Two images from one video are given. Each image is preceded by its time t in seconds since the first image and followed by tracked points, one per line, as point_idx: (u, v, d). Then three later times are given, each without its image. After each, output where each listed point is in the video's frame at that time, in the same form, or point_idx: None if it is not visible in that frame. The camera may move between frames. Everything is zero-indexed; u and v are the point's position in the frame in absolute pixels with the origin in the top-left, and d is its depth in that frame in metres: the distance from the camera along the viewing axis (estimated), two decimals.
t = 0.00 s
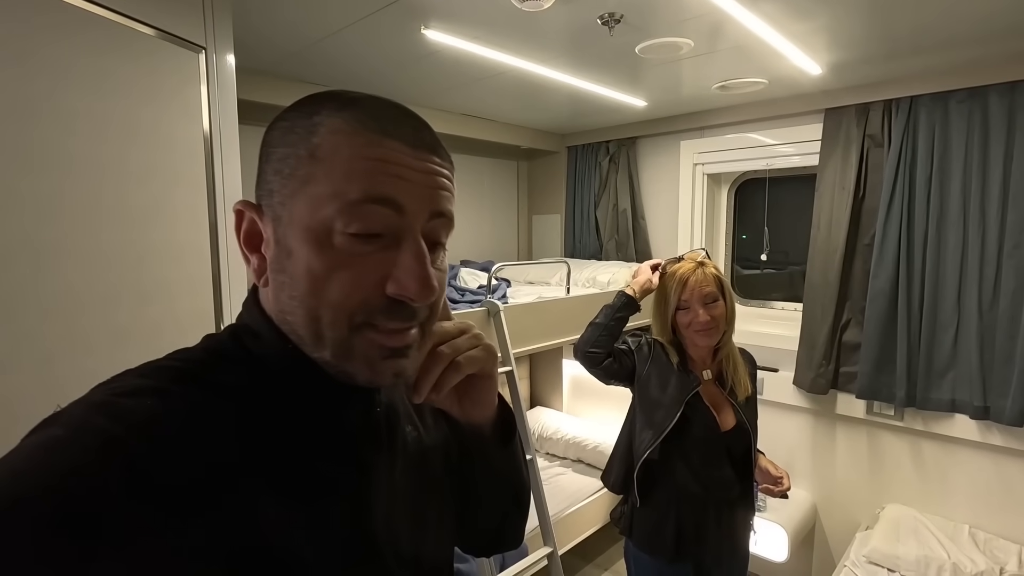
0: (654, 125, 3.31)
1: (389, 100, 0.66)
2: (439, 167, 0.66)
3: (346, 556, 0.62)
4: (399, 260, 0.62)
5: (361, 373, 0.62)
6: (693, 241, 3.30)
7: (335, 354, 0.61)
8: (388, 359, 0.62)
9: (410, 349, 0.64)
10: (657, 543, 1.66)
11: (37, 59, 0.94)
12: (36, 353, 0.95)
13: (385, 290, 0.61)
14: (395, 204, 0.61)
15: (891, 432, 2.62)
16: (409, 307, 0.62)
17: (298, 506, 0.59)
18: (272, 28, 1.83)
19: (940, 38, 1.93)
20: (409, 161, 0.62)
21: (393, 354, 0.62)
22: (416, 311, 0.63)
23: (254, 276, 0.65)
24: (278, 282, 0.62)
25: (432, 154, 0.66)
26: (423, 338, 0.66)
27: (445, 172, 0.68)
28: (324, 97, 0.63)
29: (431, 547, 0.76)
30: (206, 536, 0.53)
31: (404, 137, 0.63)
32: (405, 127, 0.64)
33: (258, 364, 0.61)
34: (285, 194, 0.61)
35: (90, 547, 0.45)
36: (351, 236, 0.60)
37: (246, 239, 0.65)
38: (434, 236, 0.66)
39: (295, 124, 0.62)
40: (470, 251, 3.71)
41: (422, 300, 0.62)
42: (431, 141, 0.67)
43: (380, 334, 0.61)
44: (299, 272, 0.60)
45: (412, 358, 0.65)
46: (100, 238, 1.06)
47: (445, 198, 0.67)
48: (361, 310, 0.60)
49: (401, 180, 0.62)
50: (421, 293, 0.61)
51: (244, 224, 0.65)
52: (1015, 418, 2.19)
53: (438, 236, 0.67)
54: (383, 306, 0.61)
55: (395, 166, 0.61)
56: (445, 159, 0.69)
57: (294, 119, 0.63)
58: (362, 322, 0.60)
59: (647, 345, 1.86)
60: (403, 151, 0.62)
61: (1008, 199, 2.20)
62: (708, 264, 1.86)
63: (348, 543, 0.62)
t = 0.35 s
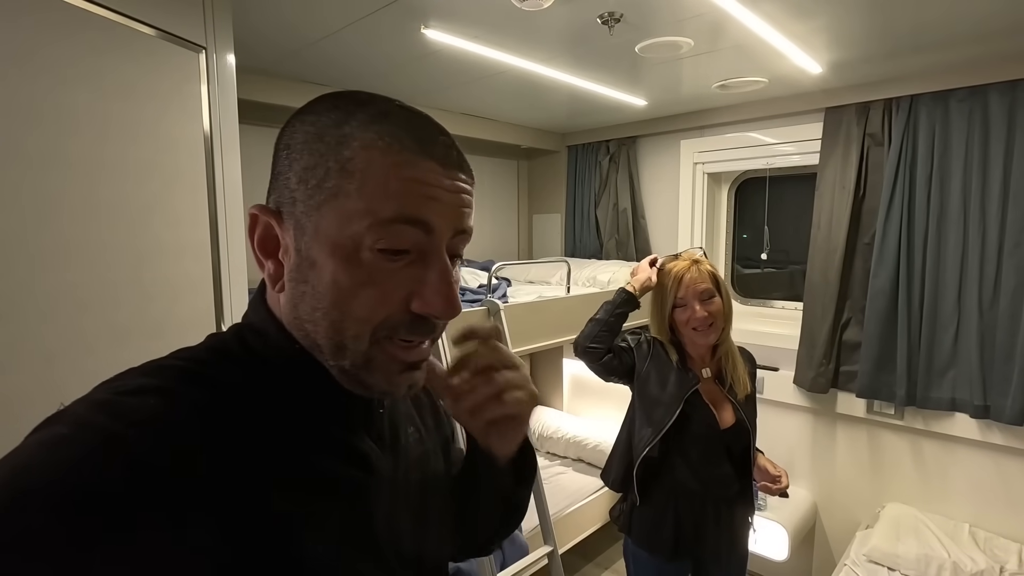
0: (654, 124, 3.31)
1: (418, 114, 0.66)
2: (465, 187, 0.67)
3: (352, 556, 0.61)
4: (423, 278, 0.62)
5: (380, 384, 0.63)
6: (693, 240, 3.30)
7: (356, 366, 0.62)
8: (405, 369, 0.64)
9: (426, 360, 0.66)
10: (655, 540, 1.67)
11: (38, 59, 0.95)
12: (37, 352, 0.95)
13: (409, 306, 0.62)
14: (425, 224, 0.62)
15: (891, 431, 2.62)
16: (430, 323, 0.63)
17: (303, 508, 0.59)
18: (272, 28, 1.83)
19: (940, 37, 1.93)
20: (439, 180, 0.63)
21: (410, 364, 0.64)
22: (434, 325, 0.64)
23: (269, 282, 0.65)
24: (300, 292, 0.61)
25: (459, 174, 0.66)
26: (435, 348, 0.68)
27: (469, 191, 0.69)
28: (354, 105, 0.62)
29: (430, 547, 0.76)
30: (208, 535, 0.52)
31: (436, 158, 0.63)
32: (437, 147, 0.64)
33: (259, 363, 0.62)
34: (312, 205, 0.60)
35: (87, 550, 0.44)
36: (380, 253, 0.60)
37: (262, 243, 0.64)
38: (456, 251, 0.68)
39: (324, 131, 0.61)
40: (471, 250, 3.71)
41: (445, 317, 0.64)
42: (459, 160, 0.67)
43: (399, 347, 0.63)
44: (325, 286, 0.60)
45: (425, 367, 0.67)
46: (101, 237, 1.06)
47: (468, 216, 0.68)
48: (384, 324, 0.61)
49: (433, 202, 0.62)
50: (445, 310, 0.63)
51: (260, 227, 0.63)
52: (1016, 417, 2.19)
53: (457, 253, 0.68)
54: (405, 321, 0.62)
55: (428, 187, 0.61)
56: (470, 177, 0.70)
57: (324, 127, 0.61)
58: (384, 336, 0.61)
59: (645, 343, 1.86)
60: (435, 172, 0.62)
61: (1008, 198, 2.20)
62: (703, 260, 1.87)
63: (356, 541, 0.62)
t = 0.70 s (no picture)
0: (653, 125, 3.32)
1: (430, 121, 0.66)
2: (478, 195, 0.68)
3: (354, 556, 0.61)
4: (441, 286, 0.63)
5: (397, 389, 0.64)
6: (692, 240, 3.31)
7: (374, 373, 0.62)
8: (420, 374, 0.65)
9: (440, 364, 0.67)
10: (653, 539, 1.68)
11: (39, 61, 0.95)
12: (38, 351, 0.96)
13: (428, 313, 0.63)
14: (444, 234, 0.63)
15: (889, 431, 2.63)
16: (446, 329, 0.65)
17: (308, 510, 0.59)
18: (272, 29, 1.83)
19: (937, 38, 1.94)
20: (456, 190, 0.64)
21: (425, 368, 0.65)
22: (449, 330, 0.66)
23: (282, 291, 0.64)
24: (317, 301, 0.61)
25: (472, 183, 0.68)
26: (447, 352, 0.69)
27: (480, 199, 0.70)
28: (370, 115, 0.62)
29: (430, 547, 0.76)
30: (214, 534, 0.52)
31: (452, 168, 0.64)
32: (452, 157, 0.65)
33: (265, 365, 0.62)
34: (331, 215, 0.59)
35: (92, 552, 0.44)
36: (401, 263, 0.61)
37: (275, 253, 0.63)
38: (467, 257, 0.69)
39: (341, 141, 0.61)
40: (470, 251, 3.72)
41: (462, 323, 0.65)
42: (471, 168, 0.69)
43: (417, 352, 0.64)
44: (345, 296, 0.60)
45: (438, 371, 0.68)
46: (101, 238, 1.07)
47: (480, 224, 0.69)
48: (404, 331, 0.62)
49: (451, 211, 0.63)
50: (462, 316, 0.65)
51: (272, 237, 0.62)
52: (1013, 416, 2.19)
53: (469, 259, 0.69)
54: (424, 328, 0.63)
55: (447, 198, 0.62)
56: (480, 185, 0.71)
57: (341, 137, 0.61)
58: (403, 343, 0.62)
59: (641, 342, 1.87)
60: (453, 182, 0.64)
61: (1006, 197, 2.20)
62: (700, 260, 1.87)
63: (355, 540, 0.63)
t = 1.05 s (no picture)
0: (652, 125, 3.31)
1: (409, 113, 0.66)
2: (459, 182, 0.68)
3: (355, 553, 0.61)
4: (429, 273, 0.63)
5: (390, 380, 0.64)
6: (691, 240, 3.30)
7: (367, 365, 0.62)
8: (413, 363, 0.65)
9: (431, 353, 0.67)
10: (653, 539, 1.67)
11: (34, 61, 0.95)
12: (32, 352, 0.96)
13: (417, 301, 0.63)
14: (428, 221, 0.63)
15: (887, 431, 2.63)
16: (437, 317, 0.65)
17: (307, 508, 0.59)
18: (269, 29, 1.83)
19: (935, 38, 1.94)
20: (438, 178, 0.64)
21: (417, 358, 0.65)
22: (439, 319, 0.66)
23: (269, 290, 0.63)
24: (305, 297, 0.60)
25: (453, 171, 0.68)
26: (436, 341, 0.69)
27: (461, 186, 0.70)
28: (348, 110, 0.62)
29: (431, 545, 0.75)
30: (208, 533, 0.52)
31: (433, 156, 0.64)
32: (431, 145, 0.65)
33: (260, 362, 0.62)
34: (314, 209, 0.59)
35: (91, 552, 0.44)
36: (387, 252, 0.61)
37: (259, 252, 0.62)
38: (453, 244, 0.69)
39: (320, 135, 0.60)
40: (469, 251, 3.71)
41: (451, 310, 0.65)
42: (451, 156, 0.69)
43: (409, 342, 0.64)
44: (333, 293, 0.59)
45: (429, 360, 0.68)
46: (96, 238, 1.07)
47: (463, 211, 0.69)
48: (395, 321, 0.62)
49: (434, 198, 0.63)
50: (451, 303, 0.65)
51: (258, 236, 0.62)
52: (1011, 417, 2.19)
53: (454, 247, 0.69)
54: (415, 317, 0.63)
55: (429, 185, 0.63)
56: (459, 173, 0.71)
57: (321, 131, 0.60)
58: (394, 333, 0.62)
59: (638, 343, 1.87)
60: (434, 169, 0.64)
61: (1004, 198, 2.20)
62: (698, 261, 1.87)
63: (355, 537, 0.62)
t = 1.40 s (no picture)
0: (652, 126, 3.32)
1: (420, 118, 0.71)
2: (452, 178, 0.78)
3: (359, 548, 0.60)
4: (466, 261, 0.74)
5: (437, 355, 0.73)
6: (690, 241, 3.31)
7: (431, 345, 0.70)
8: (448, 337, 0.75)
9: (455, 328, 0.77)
10: (652, 539, 1.68)
11: (35, 63, 0.95)
12: (34, 354, 0.96)
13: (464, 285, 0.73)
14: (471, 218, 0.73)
15: (887, 432, 2.64)
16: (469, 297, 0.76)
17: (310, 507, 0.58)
18: (270, 30, 1.83)
19: (934, 40, 1.94)
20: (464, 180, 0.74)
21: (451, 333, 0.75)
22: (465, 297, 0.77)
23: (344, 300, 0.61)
24: (403, 299, 0.64)
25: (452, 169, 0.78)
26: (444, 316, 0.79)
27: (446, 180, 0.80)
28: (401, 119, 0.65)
29: (432, 542, 0.75)
30: (209, 534, 0.51)
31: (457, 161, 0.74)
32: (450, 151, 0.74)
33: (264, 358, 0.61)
34: (411, 217, 0.63)
35: (93, 551, 0.44)
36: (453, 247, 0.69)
37: (349, 263, 0.60)
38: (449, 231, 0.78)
39: (396, 145, 0.63)
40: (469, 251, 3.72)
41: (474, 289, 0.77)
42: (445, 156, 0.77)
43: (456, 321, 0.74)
44: (391, 289, 0.63)
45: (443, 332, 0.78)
46: (97, 240, 1.07)
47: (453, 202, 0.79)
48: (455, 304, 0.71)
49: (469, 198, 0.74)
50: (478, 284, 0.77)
51: (347, 247, 0.59)
52: (1011, 418, 2.19)
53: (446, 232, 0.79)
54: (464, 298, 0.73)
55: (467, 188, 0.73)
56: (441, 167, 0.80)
57: (396, 141, 0.63)
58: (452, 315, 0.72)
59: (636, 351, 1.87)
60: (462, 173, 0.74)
61: (1003, 199, 2.21)
62: (704, 261, 1.86)
63: (359, 534, 0.62)
